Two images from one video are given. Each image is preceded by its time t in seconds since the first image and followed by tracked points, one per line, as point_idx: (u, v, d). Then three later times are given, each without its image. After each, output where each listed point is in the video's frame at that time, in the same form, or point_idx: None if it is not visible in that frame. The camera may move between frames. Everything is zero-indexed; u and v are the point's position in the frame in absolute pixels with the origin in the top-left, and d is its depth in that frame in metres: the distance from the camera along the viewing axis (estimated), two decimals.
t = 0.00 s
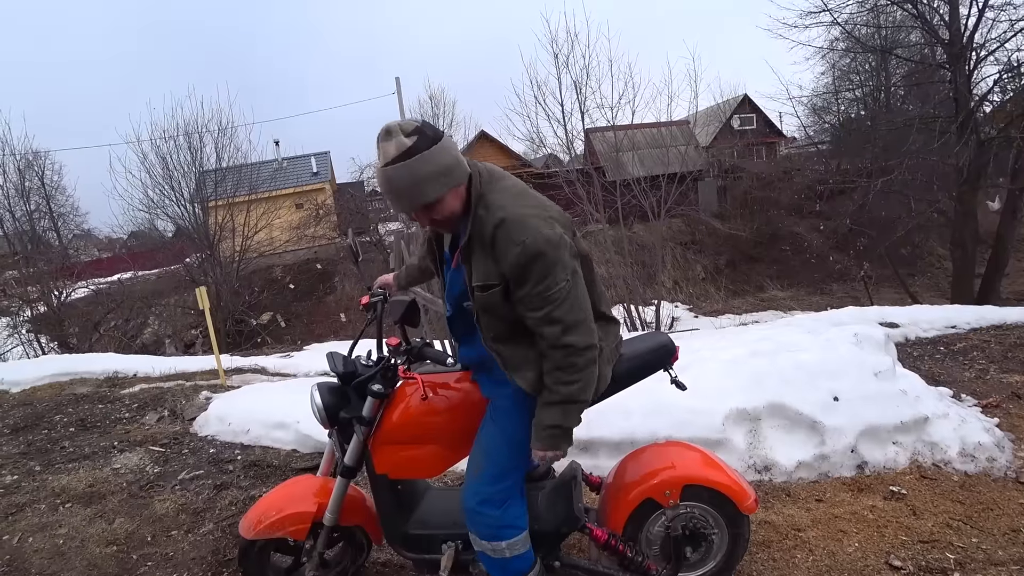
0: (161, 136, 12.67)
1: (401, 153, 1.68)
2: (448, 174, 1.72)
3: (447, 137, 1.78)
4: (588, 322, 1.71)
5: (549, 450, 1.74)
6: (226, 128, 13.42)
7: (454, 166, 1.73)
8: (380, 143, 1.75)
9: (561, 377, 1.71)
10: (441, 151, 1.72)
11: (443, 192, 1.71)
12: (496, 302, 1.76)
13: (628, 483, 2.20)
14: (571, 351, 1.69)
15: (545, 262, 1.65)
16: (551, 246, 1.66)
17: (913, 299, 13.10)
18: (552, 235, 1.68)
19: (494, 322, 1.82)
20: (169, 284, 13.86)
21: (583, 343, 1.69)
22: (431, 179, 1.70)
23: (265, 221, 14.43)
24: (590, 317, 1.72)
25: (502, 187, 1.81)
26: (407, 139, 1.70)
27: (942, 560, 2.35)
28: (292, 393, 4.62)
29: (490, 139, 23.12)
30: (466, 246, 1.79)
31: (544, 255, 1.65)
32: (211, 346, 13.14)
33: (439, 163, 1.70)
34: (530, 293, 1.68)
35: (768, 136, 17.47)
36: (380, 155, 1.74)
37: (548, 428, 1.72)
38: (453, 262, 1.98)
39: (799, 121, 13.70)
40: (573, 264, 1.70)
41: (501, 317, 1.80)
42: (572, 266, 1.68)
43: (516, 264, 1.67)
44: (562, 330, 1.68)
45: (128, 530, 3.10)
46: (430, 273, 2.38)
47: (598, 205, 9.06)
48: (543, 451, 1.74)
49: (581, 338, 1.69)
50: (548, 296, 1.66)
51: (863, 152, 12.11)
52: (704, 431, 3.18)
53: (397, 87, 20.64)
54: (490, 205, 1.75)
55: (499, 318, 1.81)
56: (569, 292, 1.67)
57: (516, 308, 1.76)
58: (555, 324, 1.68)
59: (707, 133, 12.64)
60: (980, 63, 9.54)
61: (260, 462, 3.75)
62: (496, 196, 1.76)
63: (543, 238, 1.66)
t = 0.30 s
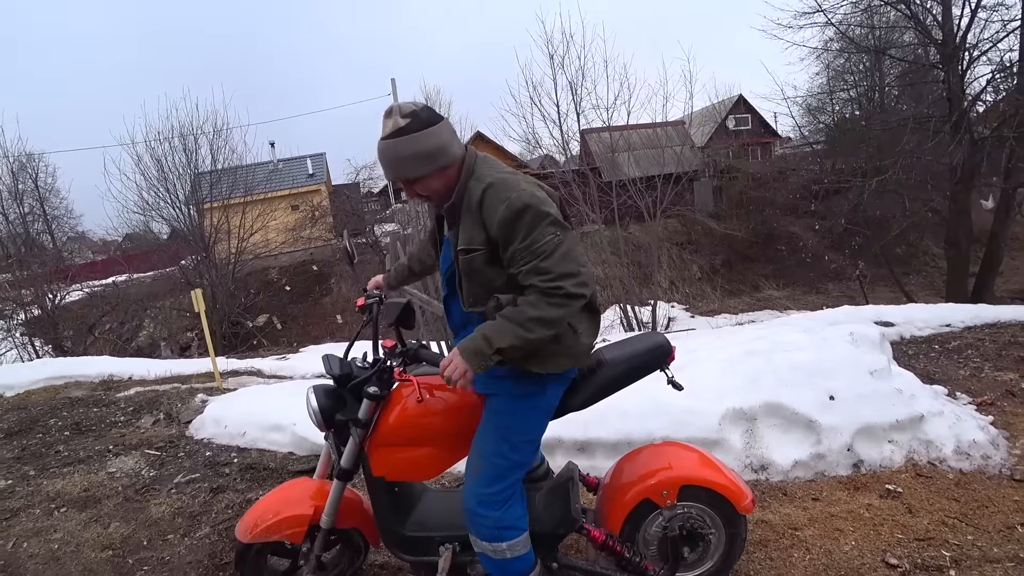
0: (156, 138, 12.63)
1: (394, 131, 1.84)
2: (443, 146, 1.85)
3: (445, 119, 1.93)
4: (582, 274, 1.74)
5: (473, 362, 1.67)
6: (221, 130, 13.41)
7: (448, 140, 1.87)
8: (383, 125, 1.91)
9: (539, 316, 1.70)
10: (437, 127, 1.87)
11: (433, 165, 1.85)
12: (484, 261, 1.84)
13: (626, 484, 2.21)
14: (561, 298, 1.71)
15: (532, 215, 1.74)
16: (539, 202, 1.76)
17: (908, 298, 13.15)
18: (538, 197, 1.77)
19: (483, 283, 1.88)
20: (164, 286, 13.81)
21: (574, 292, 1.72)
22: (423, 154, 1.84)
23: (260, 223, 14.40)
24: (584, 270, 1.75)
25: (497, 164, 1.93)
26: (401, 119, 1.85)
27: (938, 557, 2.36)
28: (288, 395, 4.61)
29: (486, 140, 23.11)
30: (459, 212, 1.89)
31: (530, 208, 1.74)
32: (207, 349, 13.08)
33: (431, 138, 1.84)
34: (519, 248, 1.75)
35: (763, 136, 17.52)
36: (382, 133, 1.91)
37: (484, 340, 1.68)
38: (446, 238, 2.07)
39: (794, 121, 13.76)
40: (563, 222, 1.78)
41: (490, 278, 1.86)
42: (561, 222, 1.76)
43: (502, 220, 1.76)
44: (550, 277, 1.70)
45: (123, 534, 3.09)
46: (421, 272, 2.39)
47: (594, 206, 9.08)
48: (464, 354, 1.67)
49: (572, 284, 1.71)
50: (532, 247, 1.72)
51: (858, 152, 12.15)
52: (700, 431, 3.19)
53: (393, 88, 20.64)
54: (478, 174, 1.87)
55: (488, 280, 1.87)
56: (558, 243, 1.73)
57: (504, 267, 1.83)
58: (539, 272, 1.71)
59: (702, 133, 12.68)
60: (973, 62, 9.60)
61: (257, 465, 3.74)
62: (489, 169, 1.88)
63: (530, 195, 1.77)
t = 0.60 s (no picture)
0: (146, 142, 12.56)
1: (388, 127, 1.85)
2: (434, 141, 1.86)
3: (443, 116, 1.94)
4: (547, 280, 1.71)
5: (445, 356, 1.72)
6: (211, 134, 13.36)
7: (441, 135, 1.87)
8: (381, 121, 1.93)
9: (500, 317, 1.71)
10: (429, 123, 1.87)
11: (424, 161, 1.85)
12: (464, 256, 1.85)
13: (620, 484, 2.21)
14: (522, 300, 1.70)
15: (507, 213, 1.74)
16: (518, 202, 1.76)
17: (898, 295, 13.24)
18: (519, 197, 1.77)
19: (463, 279, 1.89)
20: (155, 291, 13.72)
21: (537, 295, 1.70)
22: (415, 149, 1.84)
23: (252, 226, 14.35)
24: (553, 276, 1.73)
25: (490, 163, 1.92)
26: (395, 116, 1.86)
27: (929, 552, 2.38)
28: (281, 399, 4.59)
29: (477, 142, 23.11)
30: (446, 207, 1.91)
31: (509, 207, 1.74)
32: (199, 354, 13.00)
33: (423, 133, 1.84)
34: (491, 243, 1.75)
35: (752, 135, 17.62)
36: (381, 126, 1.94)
37: (456, 337, 1.74)
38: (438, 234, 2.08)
39: (783, 120, 13.85)
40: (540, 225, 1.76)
41: (468, 274, 1.87)
42: (535, 224, 1.74)
43: (482, 216, 1.77)
44: (511, 277, 1.70)
45: (115, 542, 3.06)
46: (418, 280, 2.38)
47: (586, 207, 9.09)
48: (439, 350, 1.73)
49: (530, 289, 1.69)
50: (503, 247, 1.72)
51: (847, 151, 12.23)
52: (694, 430, 3.20)
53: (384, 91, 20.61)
54: (470, 170, 1.88)
55: (467, 275, 1.87)
56: (527, 245, 1.71)
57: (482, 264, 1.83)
58: (506, 273, 1.71)
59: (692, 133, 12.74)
60: (959, 62, 9.71)
61: (250, 471, 3.72)
62: (480, 167, 1.89)
63: (511, 194, 1.77)
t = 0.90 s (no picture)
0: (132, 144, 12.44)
1: (377, 131, 1.85)
2: (425, 143, 1.87)
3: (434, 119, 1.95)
4: (532, 277, 1.72)
5: (426, 355, 1.72)
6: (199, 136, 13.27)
7: (431, 138, 1.88)
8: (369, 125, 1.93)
9: (483, 313, 1.71)
10: (419, 125, 1.87)
11: (412, 162, 1.85)
12: (453, 254, 1.85)
13: (611, 483, 2.22)
14: (506, 296, 1.70)
15: (495, 211, 1.75)
16: (507, 201, 1.77)
17: (886, 294, 13.37)
18: (507, 196, 1.78)
19: (451, 277, 1.89)
20: (143, 294, 13.59)
21: (522, 291, 1.71)
22: (403, 152, 1.84)
23: (240, 229, 14.25)
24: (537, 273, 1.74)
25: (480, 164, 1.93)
26: (383, 120, 1.86)
27: (917, 547, 2.41)
28: (271, 403, 4.56)
29: (467, 144, 23.08)
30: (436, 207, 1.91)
31: (497, 205, 1.76)
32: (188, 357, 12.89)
33: (412, 134, 1.85)
34: (478, 240, 1.76)
35: (741, 137, 17.79)
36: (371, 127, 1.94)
37: (439, 336, 1.73)
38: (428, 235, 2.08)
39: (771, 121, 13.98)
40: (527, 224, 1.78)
41: (457, 272, 1.87)
42: (521, 223, 1.75)
43: (471, 214, 1.78)
44: (496, 273, 1.70)
45: (103, 549, 3.04)
46: (415, 283, 2.38)
47: (576, 208, 9.11)
48: (422, 349, 1.73)
49: (513, 284, 1.70)
50: (490, 245, 1.73)
51: (833, 151, 12.34)
52: (685, 430, 3.22)
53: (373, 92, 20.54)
54: (460, 171, 1.89)
55: (455, 273, 1.87)
56: (513, 242, 1.72)
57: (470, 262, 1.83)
58: (492, 270, 1.71)
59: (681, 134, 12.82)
60: (943, 64, 9.83)
61: (240, 475, 3.70)
62: (469, 167, 1.90)
63: (500, 193, 1.78)
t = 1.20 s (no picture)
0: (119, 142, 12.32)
1: (366, 130, 1.85)
2: (414, 141, 1.87)
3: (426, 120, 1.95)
4: (499, 274, 1.71)
5: (375, 349, 1.72)
6: (187, 134, 13.16)
7: (421, 138, 1.88)
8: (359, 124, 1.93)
9: (444, 307, 1.69)
10: (409, 125, 1.88)
11: (402, 160, 1.85)
12: (433, 252, 1.85)
13: (603, 484, 2.23)
14: (469, 290, 1.69)
15: (474, 208, 1.75)
16: (489, 200, 1.77)
17: (872, 295, 13.51)
18: (489, 195, 1.78)
19: (430, 276, 1.89)
20: (129, 294, 13.46)
21: (487, 288, 1.69)
22: (392, 151, 1.84)
23: (229, 228, 14.15)
24: (506, 272, 1.73)
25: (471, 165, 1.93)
26: (372, 119, 1.86)
27: (903, 544, 2.44)
28: (260, 404, 4.54)
29: (458, 143, 23.01)
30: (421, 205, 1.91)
31: (478, 203, 1.76)
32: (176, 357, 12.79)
33: (402, 131, 1.85)
34: (454, 236, 1.76)
35: (731, 138, 17.91)
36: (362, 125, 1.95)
37: (389, 331, 1.71)
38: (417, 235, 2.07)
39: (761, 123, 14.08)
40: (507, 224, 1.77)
41: (435, 270, 1.87)
42: (499, 222, 1.74)
43: (452, 212, 1.78)
44: (464, 268, 1.69)
45: (88, 552, 3.01)
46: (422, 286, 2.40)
47: (567, 208, 9.11)
48: (373, 343, 1.72)
49: (478, 280, 1.68)
50: (464, 240, 1.73)
51: (821, 153, 12.45)
52: (674, 429, 3.23)
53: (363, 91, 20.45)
54: (449, 171, 1.89)
55: (435, 271, 1.87)
56: (487, 239, 1.72)
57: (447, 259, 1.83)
58: (460, 265, 1.70)
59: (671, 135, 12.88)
60: (929, 68, 9.95)
61: (228, 476, 3.67)
62: (458, 167, 1.90)
63: (484, 192, 1.78)
